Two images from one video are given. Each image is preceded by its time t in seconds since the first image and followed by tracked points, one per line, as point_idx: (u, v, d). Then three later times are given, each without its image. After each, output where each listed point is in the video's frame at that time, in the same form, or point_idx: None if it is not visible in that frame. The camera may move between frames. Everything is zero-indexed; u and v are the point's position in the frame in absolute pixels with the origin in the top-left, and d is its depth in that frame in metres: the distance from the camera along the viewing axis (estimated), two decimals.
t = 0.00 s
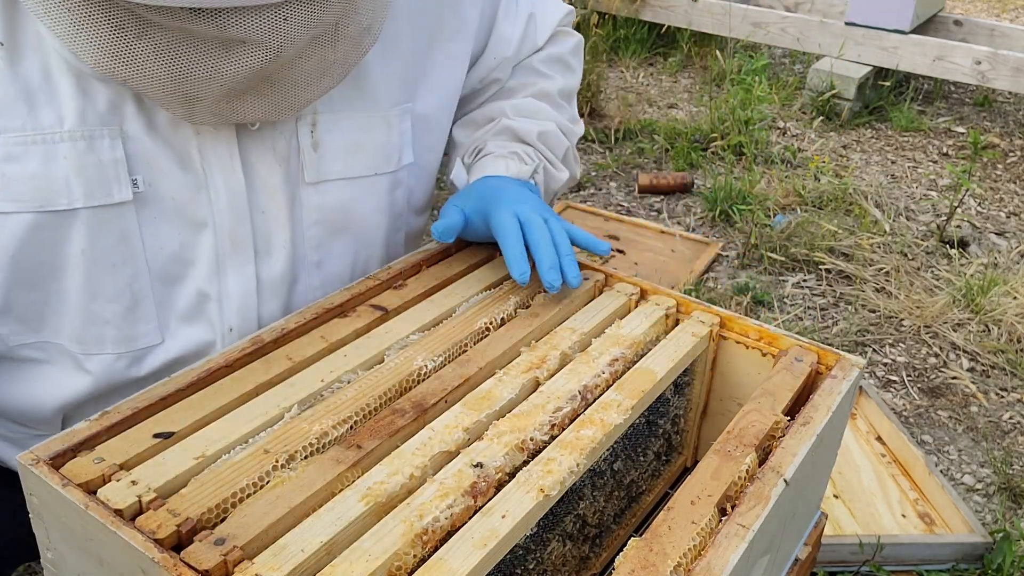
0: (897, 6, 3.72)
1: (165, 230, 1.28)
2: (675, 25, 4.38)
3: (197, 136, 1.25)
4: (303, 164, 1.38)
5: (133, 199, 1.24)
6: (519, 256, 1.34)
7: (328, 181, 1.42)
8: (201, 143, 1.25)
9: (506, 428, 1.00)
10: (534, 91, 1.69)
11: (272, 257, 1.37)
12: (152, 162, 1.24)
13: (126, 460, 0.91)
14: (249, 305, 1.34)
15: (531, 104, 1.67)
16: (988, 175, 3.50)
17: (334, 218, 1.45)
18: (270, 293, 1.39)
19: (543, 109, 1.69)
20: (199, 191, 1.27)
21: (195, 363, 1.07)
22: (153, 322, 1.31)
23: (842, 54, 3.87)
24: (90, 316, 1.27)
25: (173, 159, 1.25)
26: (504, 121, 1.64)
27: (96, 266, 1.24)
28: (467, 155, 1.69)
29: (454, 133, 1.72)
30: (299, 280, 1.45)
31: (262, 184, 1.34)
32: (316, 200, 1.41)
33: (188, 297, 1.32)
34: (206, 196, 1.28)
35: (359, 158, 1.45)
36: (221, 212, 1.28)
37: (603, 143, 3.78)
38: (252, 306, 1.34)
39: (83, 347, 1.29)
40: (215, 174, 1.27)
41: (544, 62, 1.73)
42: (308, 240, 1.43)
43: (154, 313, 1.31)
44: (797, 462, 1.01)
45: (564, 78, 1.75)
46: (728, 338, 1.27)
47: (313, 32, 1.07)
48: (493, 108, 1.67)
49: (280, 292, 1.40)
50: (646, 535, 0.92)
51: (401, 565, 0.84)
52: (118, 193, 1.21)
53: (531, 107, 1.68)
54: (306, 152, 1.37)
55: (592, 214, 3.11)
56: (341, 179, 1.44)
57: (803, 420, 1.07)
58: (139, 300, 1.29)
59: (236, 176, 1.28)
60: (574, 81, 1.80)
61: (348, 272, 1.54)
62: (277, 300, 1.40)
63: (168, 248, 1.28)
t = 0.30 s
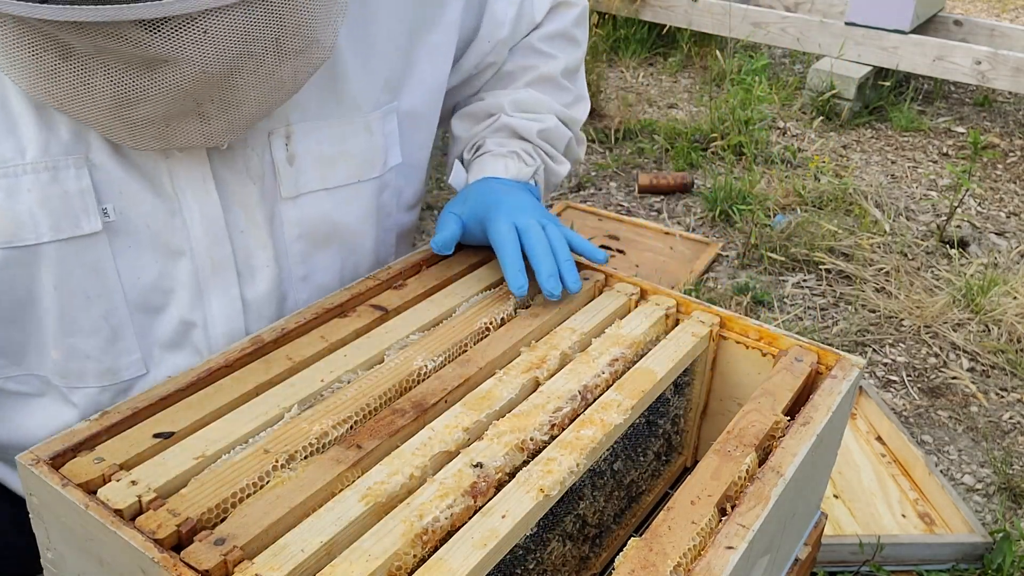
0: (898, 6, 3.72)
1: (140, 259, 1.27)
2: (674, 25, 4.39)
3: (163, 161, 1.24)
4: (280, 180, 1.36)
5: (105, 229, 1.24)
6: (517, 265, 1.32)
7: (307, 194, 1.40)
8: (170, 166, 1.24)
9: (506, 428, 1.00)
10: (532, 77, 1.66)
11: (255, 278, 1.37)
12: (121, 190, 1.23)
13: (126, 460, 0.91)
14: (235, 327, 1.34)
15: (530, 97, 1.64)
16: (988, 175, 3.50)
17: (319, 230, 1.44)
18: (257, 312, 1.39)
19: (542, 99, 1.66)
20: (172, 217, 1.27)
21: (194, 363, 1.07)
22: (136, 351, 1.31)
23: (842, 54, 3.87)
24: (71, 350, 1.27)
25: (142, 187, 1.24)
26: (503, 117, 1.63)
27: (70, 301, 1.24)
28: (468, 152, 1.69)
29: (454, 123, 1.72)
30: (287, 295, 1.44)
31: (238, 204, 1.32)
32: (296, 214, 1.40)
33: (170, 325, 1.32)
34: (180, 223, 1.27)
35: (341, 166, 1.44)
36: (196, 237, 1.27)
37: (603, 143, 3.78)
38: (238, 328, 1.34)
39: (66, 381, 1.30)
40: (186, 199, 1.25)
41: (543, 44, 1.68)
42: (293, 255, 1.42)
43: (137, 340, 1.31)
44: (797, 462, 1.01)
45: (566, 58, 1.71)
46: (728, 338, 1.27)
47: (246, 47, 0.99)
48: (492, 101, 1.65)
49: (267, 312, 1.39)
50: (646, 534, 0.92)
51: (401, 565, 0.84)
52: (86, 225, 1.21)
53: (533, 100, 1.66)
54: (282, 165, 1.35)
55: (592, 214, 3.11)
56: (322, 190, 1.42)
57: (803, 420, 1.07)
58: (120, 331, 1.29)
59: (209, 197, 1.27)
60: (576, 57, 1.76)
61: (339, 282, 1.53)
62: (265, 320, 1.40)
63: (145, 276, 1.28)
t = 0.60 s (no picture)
0: (898, 6, 3.72)
1: (95, 290, 1.23)
2: (674, 25, 4.39)
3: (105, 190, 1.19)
4: (232, 185, 1.28)
5: (53, 264, 1.20)
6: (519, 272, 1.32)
7: (264, 194, 1.32)
8: (112, 190, 1.19)
9: (506, 428, 1.00)
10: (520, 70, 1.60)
11: (223, 288, 1.31)
12: (64, 222, 1.19)
13: (126, 459, 0.91)
14: (206, 343, 1.30)
15: (521, 99, 1.59)
16: (988, 175, 3.50)
17: (285, 226, 1.37)
18: (231, 322, 1.34)
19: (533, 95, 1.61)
20: (123, 243, 1.22)
21: (194, 363, 1.07)
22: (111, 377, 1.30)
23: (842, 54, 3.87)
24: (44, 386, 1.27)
25: (87, 217, 1.20)
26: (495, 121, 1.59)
27: (33, 340, 1.23)
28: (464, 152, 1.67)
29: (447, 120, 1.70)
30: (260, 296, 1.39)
31: (191, 217, 1.27)
32: (257, 217, 1.32)
33: (138, 351, 1.28)
34: (133, 248, 1.23)
35: (298, 158, 1.36)
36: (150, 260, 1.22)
37: (603, 143, 3.79)
38: (211, 343, 1.30)
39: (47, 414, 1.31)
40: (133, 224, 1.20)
41: (533, 29, 1.59)
42: (260, 257, 1.35)
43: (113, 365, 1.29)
44: (797, 463, 1.01)
45: (558, 38, 1.62)
46: (728, 338, 1.27)
47: (159, 74, 0.95)
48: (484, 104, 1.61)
49: (239, 320, 1.34)
50: (645, 534, 0.92)
51: (401, 565, 0.84)
52: (32, 265, 1.17)
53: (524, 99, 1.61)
54: (232, 169, 1.27)
55: (591, 214, 3.11)
56: (280, 186, 1.34)
57: (803, 420, 1.07)
58: (87, 363, 1.27)
59: (159, 214, 1.21)
60: (569, 28, 1.66)
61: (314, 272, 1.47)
62: (239, 327, 1.35)
63: (104, 307, 1.24)
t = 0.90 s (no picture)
0: (898, 6, 3.72)
1: (43, 158, 1.03)
2: (674, 25, 4.39)
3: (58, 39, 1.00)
4: (199, 50, 1.11)
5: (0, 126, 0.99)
6: (531, 267, 1.32)
7: (234, 65, 1.15)
8: (67, 41, 1.01)
9: (506, 428, 1.00)
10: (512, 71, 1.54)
11: (189, 162, 1.13)
12: (9, 77, 0.99)
13: (126, 459, 0.91)
14: (175, 224, 1.10)
15: (514, 103, 1.53)
16: (988, 175, 3.50)
17: (257, 104, 1.20)
18: (197, 203, 1.14)
19: (528, 97, 1.54)
20: (77, 101, 1.02)
21: (194, 363, 1.07)
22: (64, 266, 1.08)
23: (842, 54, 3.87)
24: None
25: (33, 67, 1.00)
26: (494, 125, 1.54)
27: None
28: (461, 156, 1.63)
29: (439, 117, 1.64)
30: (227, 183, 1.20)
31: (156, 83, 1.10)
32: (225, 89, 1.15)
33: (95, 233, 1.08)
34: (89, 107, 1.03)
35: (274, 30, 1.19)
36: (110, 120, 1.04)
37: (604, 143, 3.78)
38: (178, 224, 1.11)
39: None
40: (91, 79, 1.02)
41: (525, 26, 1.53)
42: (227, 137, 1.18)
43: (67, 246, 1.07)
44: (797, 463, 1.01)
45: (552, 34, 1.56)
46: (728, 338, 1.27)
47: None
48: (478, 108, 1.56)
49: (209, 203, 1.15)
50: (646, 535, 0.92)
51: (401, 565, 0.83)
52: None
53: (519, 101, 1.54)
54: (198, 36, 1.10)
55: (592, 214, 3.11)
56: (251, 59, 1.17)
57: (803, 420, 1.07)
58: (40, 241, 1.05)
59: (120, 75, 1.04)
60: (563, 23, 1.60)
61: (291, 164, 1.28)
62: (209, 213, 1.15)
63: (55, 176, 1.04)
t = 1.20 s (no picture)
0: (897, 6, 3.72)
1: None
2: (674, 25, 4.38)
3: None
4: None
5: None
6: (527, 268, 1.32)
7: None
8: None
9: (506, 428, 1.01)
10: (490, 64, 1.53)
11: None
12: None
13: (126, 459, 0.91)
14: None
15: (500, 100, 1.52)
16: (988, 175, 3.50)
17: None
18: None
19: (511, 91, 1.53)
20: None
21: (194, 363, 1.07)
22: None
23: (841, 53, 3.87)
24: None
25: None
26: (484, 128, 1.52)
27: None
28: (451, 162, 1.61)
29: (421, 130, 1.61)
30: None
31: None
32: None
33: None
34: None
35: None
36: None
37: (603, 143, 3.78)
38: None
39: None
40: None
41: (495, 21, 1.52)
42: None
43: None
44: (797, 462, 1.01)
45: (521, 24, 1.55)
46: (728, 338, 1.27)
47: None
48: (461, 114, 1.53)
49: None
50: (646, 535, 0.92)
51: (401, 565, 0.83)
52: None
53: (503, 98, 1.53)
54: None
55: (592, 214, 3.11)
56: None
57: (803, 420, 1.07)
58: None
59: None
60: (527, 9, 1.59)
61: None
62: None
63: None
